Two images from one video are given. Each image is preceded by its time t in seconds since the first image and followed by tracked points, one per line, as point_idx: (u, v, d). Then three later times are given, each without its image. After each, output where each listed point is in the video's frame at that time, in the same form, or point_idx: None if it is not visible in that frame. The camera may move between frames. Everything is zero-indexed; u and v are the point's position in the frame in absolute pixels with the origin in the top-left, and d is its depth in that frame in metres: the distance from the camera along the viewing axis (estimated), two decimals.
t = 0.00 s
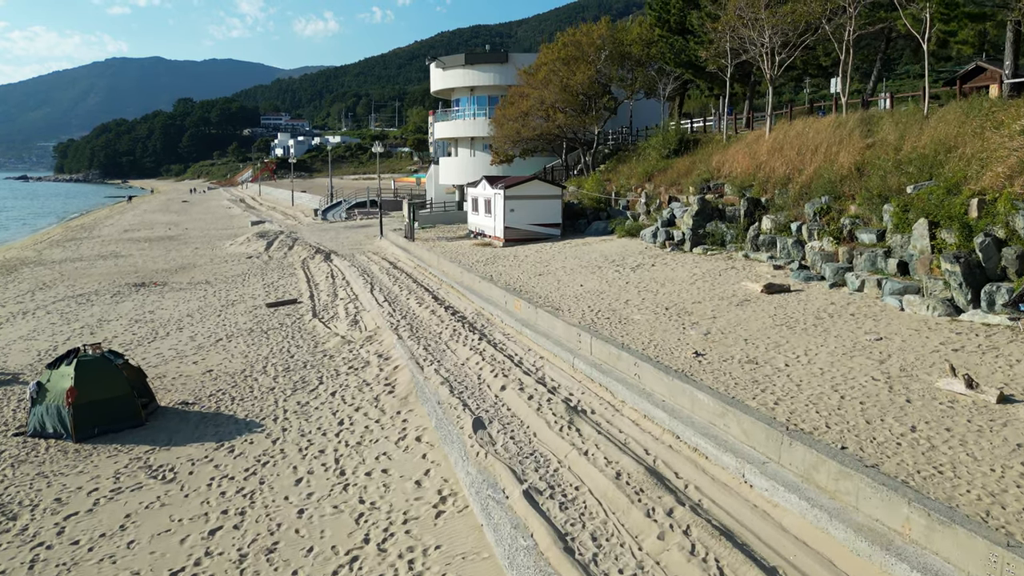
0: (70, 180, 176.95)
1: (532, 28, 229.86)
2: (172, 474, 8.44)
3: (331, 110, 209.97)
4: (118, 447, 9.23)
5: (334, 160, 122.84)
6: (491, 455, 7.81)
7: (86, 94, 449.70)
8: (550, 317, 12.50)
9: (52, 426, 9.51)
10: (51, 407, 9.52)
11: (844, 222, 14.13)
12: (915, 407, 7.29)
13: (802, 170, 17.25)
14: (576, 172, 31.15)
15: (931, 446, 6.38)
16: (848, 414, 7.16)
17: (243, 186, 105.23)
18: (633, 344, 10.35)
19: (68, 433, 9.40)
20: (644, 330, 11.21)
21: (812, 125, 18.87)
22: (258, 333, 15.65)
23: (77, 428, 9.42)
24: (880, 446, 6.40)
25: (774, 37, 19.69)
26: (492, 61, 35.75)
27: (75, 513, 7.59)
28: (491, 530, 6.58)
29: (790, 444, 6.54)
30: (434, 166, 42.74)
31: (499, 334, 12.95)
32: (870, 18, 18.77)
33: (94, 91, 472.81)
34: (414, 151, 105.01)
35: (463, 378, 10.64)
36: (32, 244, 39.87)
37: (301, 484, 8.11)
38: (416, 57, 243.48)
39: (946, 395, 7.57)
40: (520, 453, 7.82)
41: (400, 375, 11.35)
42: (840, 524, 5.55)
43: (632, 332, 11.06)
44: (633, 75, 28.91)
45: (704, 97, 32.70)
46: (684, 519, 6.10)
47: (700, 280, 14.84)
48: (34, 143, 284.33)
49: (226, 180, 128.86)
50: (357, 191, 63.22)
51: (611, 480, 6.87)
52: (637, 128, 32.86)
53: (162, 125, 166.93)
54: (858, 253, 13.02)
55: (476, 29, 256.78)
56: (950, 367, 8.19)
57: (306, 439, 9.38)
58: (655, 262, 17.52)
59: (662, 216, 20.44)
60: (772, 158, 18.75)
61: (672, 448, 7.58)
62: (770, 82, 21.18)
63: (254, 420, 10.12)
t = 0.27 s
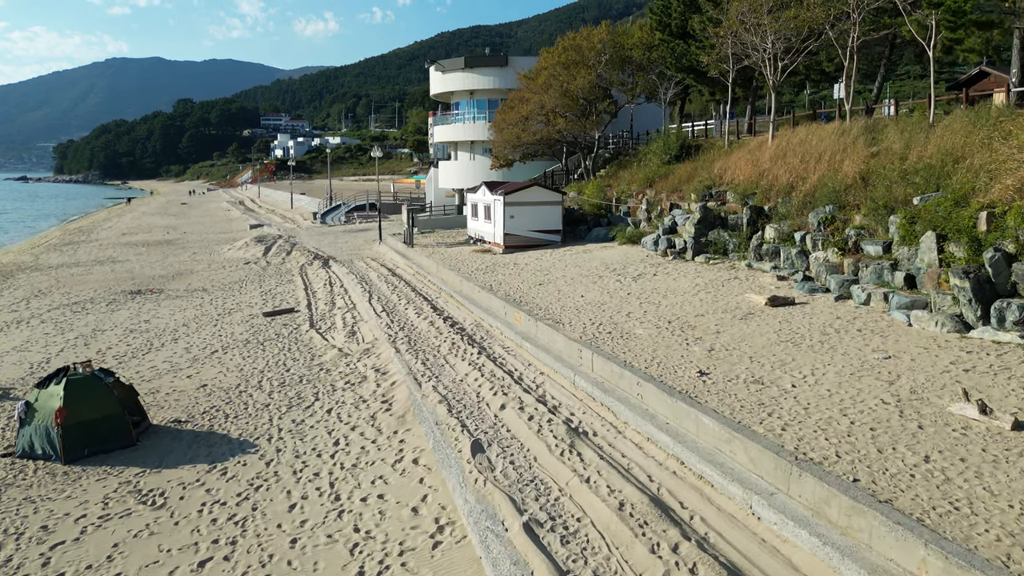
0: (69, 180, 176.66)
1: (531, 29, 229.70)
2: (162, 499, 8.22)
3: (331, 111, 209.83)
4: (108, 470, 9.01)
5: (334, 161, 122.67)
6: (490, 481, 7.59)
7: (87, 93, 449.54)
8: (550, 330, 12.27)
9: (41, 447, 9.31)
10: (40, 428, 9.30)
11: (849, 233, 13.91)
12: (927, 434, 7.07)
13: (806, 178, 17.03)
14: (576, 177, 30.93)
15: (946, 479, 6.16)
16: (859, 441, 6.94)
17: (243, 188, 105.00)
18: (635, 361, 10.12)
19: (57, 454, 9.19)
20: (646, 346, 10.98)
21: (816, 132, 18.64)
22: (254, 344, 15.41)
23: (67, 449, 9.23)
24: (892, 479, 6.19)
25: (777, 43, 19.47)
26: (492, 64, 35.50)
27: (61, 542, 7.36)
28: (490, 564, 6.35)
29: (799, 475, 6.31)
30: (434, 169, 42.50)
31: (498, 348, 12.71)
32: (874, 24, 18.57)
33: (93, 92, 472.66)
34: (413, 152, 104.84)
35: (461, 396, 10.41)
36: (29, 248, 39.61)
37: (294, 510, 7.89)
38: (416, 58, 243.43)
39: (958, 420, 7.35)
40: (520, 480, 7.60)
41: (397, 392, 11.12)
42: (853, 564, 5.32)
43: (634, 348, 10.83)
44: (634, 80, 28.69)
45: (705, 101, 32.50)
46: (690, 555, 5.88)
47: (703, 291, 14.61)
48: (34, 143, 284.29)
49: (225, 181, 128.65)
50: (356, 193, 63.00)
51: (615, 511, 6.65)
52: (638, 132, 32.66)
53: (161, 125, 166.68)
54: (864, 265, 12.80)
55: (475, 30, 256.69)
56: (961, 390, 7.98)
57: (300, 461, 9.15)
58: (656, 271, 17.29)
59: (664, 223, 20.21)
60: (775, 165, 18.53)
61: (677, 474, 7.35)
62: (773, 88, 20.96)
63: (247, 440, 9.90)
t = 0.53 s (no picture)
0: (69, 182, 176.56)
1: (531, 30, 229.70)
2: (152, 525, 8.01)
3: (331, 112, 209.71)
4: (98, 493, 8.82)
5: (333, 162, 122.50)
6: (489, 510, 7.40)
7: (86, 94, 449.45)
8: (551, 344, 12.07)
9: (31, 468, 9.13)
10: (29, 449, 9.13)
11: (854, 244, 13.69)
12: (938, 462, 6.87)
13: (809, 187, 16.83)
14: (576, 181, 30.74)
15: (959, 513, 5.97)
16: (868, 470, 6.75)
17: (242, 189, 104.81)
18: (637, 379, 9.92)
19: (47, 476, 9.03)
20: (648, 362, 10.78)
21: (819, 139, 18.44)
22: (250, 356, 15.21)
23: (56, 470, 9.04)
24: (904, 512, 6.00)
25: (780, 49, 19.27)
26: (492, 68, 35.28)
27: (47, 572, 7.16)
28: None
29: (807, 508, 6.12)
30: (433, 173, 42.30)
31: (498, 362, 12.50)
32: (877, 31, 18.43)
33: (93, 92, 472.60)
34: (414, 154, 104.71)
35: (460, 414, 10.20)
36: (27, 252, 39.41)
37: (288, 537, 7.69)
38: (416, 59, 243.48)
39: (970, 447, 7.15)
40: (519, 508, 7.40)
41: (395, 409, 10.90)
42: None
43: (635, 365, 10.63)
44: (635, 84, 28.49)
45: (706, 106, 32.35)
46: None
47: (705, 303, 14.42)
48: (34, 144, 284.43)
49: (225, 183, 128.48)
50: (356, 195, 62.87)
51: (618, 545, 6.46)
52: (638, 136, 32.48)
53: (161, 126, 166.51)
54: (869, 278, 12.59)
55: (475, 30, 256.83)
56: (973, 416, 7.78)
57: (295, 483, 8.95)
58: (657, 281, 17.09)
59: (665, 230, 20.00)
60: (777, 173, 18.32)
61: (680, 502, 7.15)
62: (775, 94, 20.76)
63: (241, 460, 9.69)
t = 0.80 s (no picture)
0: (69, 182, 176.37)
1: (531, 30, 229.67)
2: (143, 547, 7.84)
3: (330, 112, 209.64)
4: (90, 512, 8.65)
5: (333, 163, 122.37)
6: (487, 533, 7.23)
7: (86, 94, 449.28)
8: (551, 356, 11.89)
9: (21, 485, 8.96)
10: (19, 466, 8.96)
11: (858, 253, 13.52)
12: (948, 486, 6.70)
13: (812, 194, 16.67)
14: (576, 185, 30.59)
15: (971, 542, 5.80)
16: (876, 495, 6.59)
17: (242, 190, 104.62)
18: (639, 394, 9.75)
19: (38, 494, 8.86)
20: (650, 375, 10.62)
21: (821, 146, 18.28)
22: (246, 365, 15.05)
23: (47, 488, 8.87)
24: (914, 542, 5.83)
25: (782, 54, 19.12)
26: (492, 72, 35.01)
27: None
28: None
29: (815, 536, 5.95)
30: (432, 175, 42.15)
31: (497, 373, 12.33)
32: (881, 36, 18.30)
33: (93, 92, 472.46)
34: (413, 155, 104.65)
35: (458, 430, 10.02)
36: (24, 255, 39.23)
37: (282, 560, 7.52)
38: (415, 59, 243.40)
39: (980, 469, 6.98)
40: (518, 532, 7.23)
41: (392, 423, 10.73)
42: None
43: (637, 378, 10.46)
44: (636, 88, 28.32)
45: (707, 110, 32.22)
46: None
47: (707, 312, 14.25)
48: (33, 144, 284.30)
49: (224, 184, 128.34)
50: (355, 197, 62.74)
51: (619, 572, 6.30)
52: (639, 140, 32.34)
53: (161, 127, 166.31)
54: (873, 289, 12.42)
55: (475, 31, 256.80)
56: (981, 436, 7.62)
57: (290, 502, 8.77)
58: (658, 288, 16.93)
59: (666, 237, 19.83)
60: (780, 179, 18.16)
61: (684, 525, 6.97)
62: (777, 99, 20.61)
63: (236, 476, 9.52)
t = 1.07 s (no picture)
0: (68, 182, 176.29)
1: (531, 31, 229.60)
2: (135, 559, 7.67)
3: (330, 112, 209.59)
4: (81, 523, 8.48)
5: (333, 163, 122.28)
6: (486, 546, 7.07)
7: (86, 94, 449.17)
8: (552, 362, 11.72)
9: (13, 493, 8.82)
10: (10, 475, 8.81)
11: (862, 256, 13.35)
12: (959, 499, 6.53)
13: (814, 196, 16.50)
14: (576, 187, 30.43)
15: (984, 558, 5.63)
16: (885, 508, 6.43)
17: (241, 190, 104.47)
18: (641, 401, 9.58)
19: (29, 503, 8.73)
20: (652, 382, 10.45)
21: (824, 147, 18.12)
22: (243, 369, 14.89)
23: (39, 498, 8.74)
24: (925, 558, 5.67)
25: (784, 55, 18.96)
26: (492, 73, 34.80)
27: None
28: None
29: (823, 552, 5.79)
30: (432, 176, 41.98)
31: (497, 379, 12.15)
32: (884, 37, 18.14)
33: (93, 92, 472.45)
34: (413, 155, 104.58)
35: (457, 437, 9.85)
36: (23, 256, 39.11)
37: (276, 573, 7.36)
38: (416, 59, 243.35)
39: (990, 481, 6.81)
40: (518, 545, 7.08)
41: (390, 430, 10.56)
42: None
43: (638, 385, 10.29)
44: (636, 89, 28.15)
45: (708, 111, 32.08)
46: None
47: (709, 316, 14.08)
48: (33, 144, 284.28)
49: (224, 184, 128.23)
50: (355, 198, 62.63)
51: None
52: (640, 141, 32.18)
53: (160, 127, 166.22)
54: (878, 293, 12.25)
55: (475, 31, 256.85)
56: (991, 446, 7.46)
57: (286, 512, 8.61)
58: (660, 291, 16.77)
59: (667, 239, 19.66)
60: (782, 181, 18.00)
61: (687, 538, 6.81)
62: (779, 100, 20.45)
63: (230, 485, 9.36)
